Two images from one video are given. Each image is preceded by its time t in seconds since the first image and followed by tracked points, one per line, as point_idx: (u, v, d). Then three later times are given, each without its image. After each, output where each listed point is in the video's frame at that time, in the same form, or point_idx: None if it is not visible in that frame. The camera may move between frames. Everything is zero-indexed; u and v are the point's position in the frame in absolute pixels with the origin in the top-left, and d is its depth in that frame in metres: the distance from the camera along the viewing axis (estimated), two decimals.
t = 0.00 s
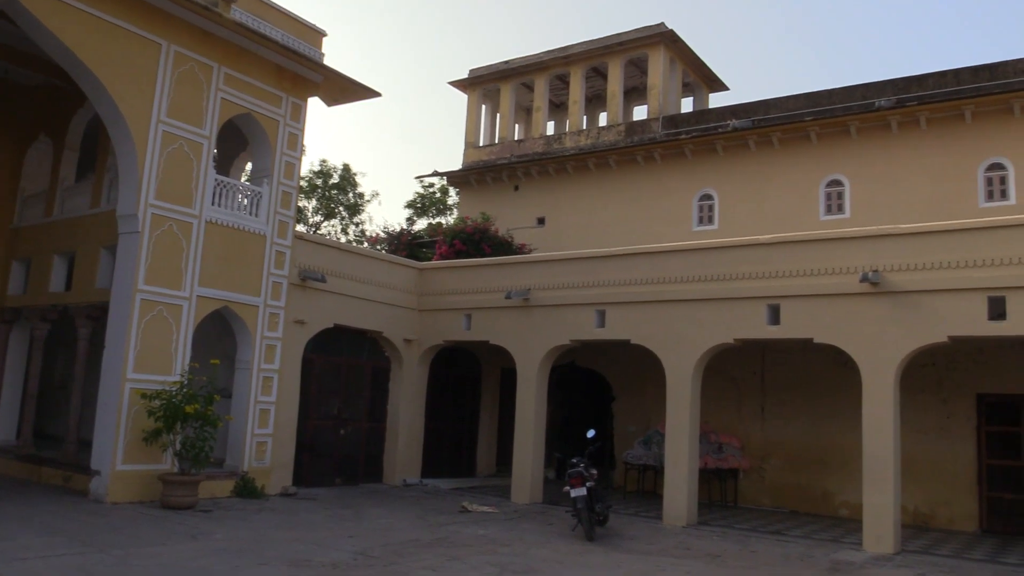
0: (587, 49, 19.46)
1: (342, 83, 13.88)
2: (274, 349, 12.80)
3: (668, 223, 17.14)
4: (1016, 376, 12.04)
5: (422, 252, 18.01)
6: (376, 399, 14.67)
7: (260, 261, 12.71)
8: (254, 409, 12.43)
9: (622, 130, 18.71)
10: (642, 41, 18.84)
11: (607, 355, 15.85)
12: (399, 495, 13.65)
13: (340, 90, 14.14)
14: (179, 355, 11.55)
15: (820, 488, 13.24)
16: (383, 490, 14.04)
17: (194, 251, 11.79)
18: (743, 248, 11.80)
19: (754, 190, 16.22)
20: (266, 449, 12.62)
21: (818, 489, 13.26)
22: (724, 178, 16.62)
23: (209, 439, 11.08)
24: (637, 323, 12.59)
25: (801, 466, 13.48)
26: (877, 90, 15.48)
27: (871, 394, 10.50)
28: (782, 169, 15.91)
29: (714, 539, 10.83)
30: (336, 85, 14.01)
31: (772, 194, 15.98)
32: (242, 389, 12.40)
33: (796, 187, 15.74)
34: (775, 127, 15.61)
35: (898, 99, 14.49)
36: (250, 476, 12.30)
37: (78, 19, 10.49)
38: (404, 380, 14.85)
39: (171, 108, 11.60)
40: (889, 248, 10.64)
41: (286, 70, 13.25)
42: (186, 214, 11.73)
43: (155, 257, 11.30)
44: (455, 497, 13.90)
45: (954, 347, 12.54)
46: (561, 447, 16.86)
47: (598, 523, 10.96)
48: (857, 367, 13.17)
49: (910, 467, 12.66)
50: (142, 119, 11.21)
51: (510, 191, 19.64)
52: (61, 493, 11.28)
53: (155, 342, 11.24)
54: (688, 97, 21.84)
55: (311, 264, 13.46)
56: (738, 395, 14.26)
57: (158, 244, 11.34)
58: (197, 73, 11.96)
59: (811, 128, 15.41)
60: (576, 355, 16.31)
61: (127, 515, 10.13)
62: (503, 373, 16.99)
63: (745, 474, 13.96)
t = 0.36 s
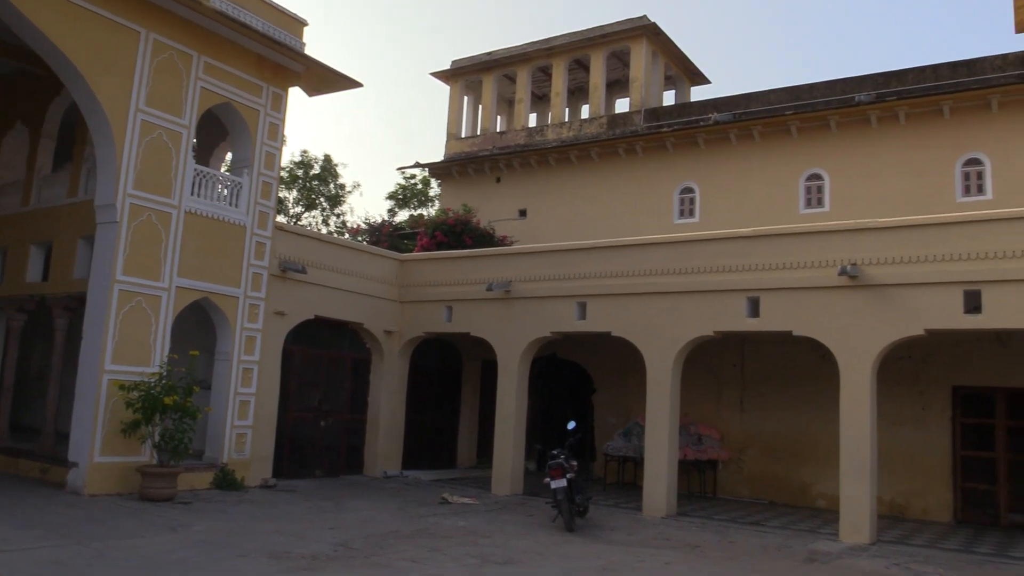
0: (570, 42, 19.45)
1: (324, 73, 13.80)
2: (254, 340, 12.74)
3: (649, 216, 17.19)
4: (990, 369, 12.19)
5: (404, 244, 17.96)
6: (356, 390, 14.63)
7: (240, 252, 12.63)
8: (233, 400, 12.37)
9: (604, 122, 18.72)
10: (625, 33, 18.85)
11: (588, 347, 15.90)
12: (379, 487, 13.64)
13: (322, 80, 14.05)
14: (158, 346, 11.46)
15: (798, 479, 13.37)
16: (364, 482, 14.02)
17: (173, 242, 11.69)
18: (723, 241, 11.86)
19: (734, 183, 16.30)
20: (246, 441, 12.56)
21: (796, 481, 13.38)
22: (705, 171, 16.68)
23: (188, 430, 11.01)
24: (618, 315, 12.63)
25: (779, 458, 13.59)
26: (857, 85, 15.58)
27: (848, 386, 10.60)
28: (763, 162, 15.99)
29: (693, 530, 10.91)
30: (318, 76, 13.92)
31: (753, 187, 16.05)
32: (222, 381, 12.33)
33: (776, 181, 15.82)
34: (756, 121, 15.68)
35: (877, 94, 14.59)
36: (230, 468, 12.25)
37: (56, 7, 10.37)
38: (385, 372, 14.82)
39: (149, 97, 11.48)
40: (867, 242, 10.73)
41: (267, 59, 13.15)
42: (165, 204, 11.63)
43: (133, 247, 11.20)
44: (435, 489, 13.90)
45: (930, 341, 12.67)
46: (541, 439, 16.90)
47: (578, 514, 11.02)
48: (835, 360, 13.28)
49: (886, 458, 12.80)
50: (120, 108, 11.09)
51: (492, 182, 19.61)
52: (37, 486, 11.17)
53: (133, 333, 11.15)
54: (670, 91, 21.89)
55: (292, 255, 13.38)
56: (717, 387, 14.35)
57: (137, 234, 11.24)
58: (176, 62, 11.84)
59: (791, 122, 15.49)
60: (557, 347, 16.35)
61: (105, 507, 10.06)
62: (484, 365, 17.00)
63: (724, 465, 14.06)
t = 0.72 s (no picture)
0: (552, 34, 19.42)
1: (305, 63, 13.71)
2: (233, 332, 12.65)
3: (630, 210, 17.23)
4: (964, 364, 12.35)
5: (384, 236, 17.89)
6: (336, 382, 14.58)
7: (219, 243, 12.53)
8: (211, 392, 12.30)
9: (586, 116, 18.72)
10: (607, 27, 18.86)
11: (568, 340, 15.93)
12: (359, 479, 13.62)
13: (302, 70, 13.95)
14: (135, 337, 11.36)
15: (775, 471, 13.49)
16: (343, 474, 13.99)
17: (150, 232, 11.58)
18: (703, 235, 11.91)
19: (714, 177, 16.37)
20: (224, 433, 12.49)
21: (773, 473, 13.51)
22: (685, 165, 16.74)
23: (166, 422, 10.90)
24: (598, 308, 12.66)
25: (756, 450, 13.70)
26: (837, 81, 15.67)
27: (826, 380, 10.69)
28: (743, 157, 16.07)
29: (671, 522, 10.98)
30: (298, 66, 13.82)
31: (734, 182, 16.13)
32: (200, 372, 12.25)
33: (756, 176, 15.91)
34: (736, 116, 15.75)
35: (856, 90, 14.69)
36: (208, 460, 12.18)
37: None
38: (365, 364, 14.78)
39: (127, 85, 11.35)
40: (845, 237, 10.82)
41: (247, 49, 13.03)
42: (142, 194, 11.52)
43: (110, 237, 11.08)
44: (415, 481, 13.90)
45: (905, 335, 12.81)
46: (521, 431, 16.93)
47: (557, 507, 11.06)
48: (812, 354, 13.39)
49: (862, 451, 12.94)
50: (97, 96, 10.95)
51: (473, 175, 19.57)
52: (12, 478, 11.05)
53: (110, 323, 11.04)
54: (652, 84, 21.92)
55: (271, 246, 13.29)
56: (696, 380, 14.43)
57: (114, 224, 11.12)
58: (155, 50, 11.71)
59: (772, 117, 15.57)
60: (537, 340, 16.37)
61: (81, 499, 9.97)
62: (464, 358, 16.99)
63: (702, 458, 14.16)
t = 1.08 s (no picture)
0: (535, 28, 19.39)
1: (287, 55, 13.62)
2: (213, 324, 12.58)
3: (612, 205, 17.26)
4: (941, 359, 12.49)
5: (365, 229, 17.84)
6: (317, 375, 14.53)
7: (199, 235, 12.44)
8: (191, 385, 12.22)
9: (569, 110, 18.73)
10: (591, 21, 18.86)
11: (550, 334, 15.96)
12: (340, 472, 13.59)
13: (284, 61, 13.86)
14: (114, 329, 11.27)
15: (754, 465, 13.59)
16: (324, 468, 13.96)
17: (130, 223, 11.48)
18: (684, 229, 11.95)
19: (697, 173, 16.43)
20: (204, 426, 12.42)
21: (753, 467, 13.60)
22: (668, 160, 16.79)
23: (144, 415, 10.87)
24: (579, 302, 12.68)
25: (736, 444, 13.80)
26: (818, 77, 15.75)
27: (805, 375, 10.77)
28: (726, 152, 16.13)
29: (651, 515, 11.04)
30: (280, 57, 13.73)
31: (716, 177, 16.20)
32: (179, 365, 12.17)
33: (737, 171, 15.98)
34: (718, 111, 15.80)
35: (838, 87, 14.78)
36: (188, 453, 12.11)
37: None
38: (346, 357, 14.74)
39: (107, 74, 11.23)
40: (825, 232, 10.90)
41: (228, 39, 12.93)
42: (122, 185, 11.41)
43: (89, 228, 10.97)
44: (396, 474, 13.89)
45: (884, 331, 12.93)
46: (502, 424, 16.96)
47: (538, 500, 11.09)
48: (792, 349, 13.49)
49: (840, 445, 13.06)
50: (75, 85, 10.83)
51: (456, 168, 19.53)
52: None
53: (88, 315, 10.95)
54: (635, 79, 21.95)
55: (252, 238, 13.21)
56: (677, 374, 14.50)
57: (93, 215, 11.02)
58: (135, 40, 11.59)
59: (754, 113, 15.64)
60: (519, 333, 16.38)
61: (59, 493, 9.89)
62: (445, 351, 16.99)
63: (683, 451, 14.24)
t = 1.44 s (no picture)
0: (513, 23, 19.38)
1: (263, 47, 13.52)
2: (187, 318, 12.47)
3: (589, 201, 17.30)
4: (911, 356, 12.66)
5: (342, 222, 17.74)
6: (292, 370, 14.45)
7: (173, 228, 12.32)
8: (164, 379, 12.11)
9: (546, 106, 18.74)
10: (569, 17, 18.89)
11: (526, 330, 15.99)
12: (315, 468, 13.54)
13: (260, 54, 13.75)
14: (86, 323, 11.14)
15: (728, 460, 13.71)
16: (298, 463, 13.90)
17: (102, 216, 11.35)
18: (660, 226, 12.02)
19: (673, 170, 16.52)
20: (177, 421, 12.32)
21: (726, 462, 13.72)
22: (644, 157, 16.86)
23: (116, 410, 10.76)
24: (555, 298, 12.72)
25: (710, 440, 13.91)
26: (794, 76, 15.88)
27: (778, 371, 10.88)
28: (702, 149, 16.22)
29: (626, 510, 11.11)
30: (256, 49, 13.62)
31: (691, 174, 16.29)
32: (152, 359, 12.06)
33: (713, 168, 16.08)
34: (695, 109, 15.89)
35: (813, 86, 14.92)
36: (161, 448, 12.01)
37: None
38: (321, 352, 14.68)
39: (79, 65, 11.08)
40: (799, 230, 11.00)
41: (203, 30, 12.80)
42: (94, 177, 11.27)
43: (60, 221, 10.83)
44: (371, 469, 13.86)
45: (855, 328, 13.09)
46: (478, 420, 16.97)
47: (513, 495, 11.12)
48: (766, 345, 13.62)
49: (812, 440, 13.21)
50: (47, 75, 10.68)
51: (433, 163, 19.48)
52: None
53: (60, 309, 10.81)
54: (612, 76, 22.02)
55: (227, 232, 13.10)
56: (652, 370, 14.59)
57: (64, 207, 10.87)
58: (108, 30, 11.45)
59: (730, 111, 15.74)
60: (495, 329, 16.40)
61: (29, 488, 9.76)
62: (421, 346, 16.96)
63: (657, 447, 14.32)
